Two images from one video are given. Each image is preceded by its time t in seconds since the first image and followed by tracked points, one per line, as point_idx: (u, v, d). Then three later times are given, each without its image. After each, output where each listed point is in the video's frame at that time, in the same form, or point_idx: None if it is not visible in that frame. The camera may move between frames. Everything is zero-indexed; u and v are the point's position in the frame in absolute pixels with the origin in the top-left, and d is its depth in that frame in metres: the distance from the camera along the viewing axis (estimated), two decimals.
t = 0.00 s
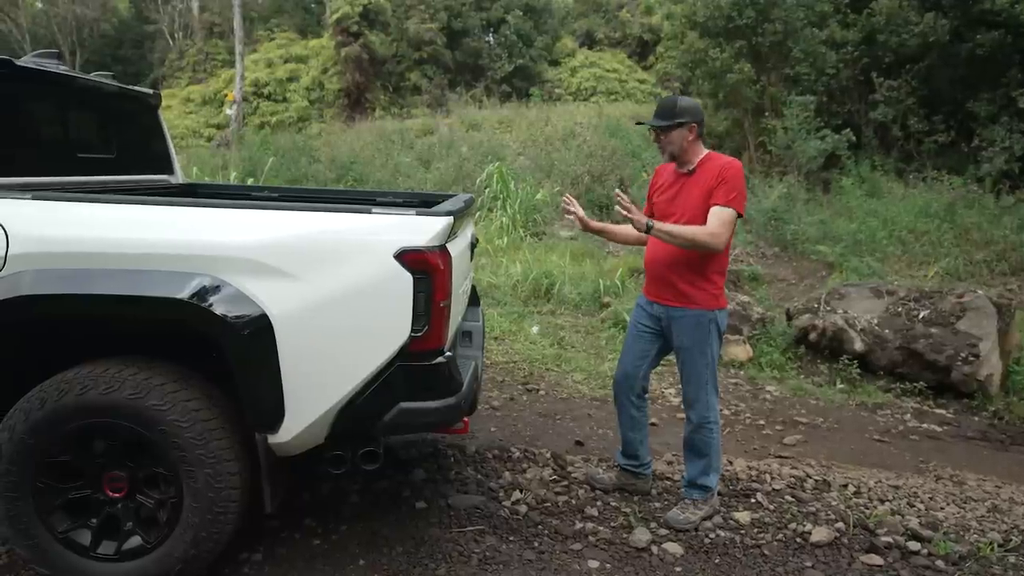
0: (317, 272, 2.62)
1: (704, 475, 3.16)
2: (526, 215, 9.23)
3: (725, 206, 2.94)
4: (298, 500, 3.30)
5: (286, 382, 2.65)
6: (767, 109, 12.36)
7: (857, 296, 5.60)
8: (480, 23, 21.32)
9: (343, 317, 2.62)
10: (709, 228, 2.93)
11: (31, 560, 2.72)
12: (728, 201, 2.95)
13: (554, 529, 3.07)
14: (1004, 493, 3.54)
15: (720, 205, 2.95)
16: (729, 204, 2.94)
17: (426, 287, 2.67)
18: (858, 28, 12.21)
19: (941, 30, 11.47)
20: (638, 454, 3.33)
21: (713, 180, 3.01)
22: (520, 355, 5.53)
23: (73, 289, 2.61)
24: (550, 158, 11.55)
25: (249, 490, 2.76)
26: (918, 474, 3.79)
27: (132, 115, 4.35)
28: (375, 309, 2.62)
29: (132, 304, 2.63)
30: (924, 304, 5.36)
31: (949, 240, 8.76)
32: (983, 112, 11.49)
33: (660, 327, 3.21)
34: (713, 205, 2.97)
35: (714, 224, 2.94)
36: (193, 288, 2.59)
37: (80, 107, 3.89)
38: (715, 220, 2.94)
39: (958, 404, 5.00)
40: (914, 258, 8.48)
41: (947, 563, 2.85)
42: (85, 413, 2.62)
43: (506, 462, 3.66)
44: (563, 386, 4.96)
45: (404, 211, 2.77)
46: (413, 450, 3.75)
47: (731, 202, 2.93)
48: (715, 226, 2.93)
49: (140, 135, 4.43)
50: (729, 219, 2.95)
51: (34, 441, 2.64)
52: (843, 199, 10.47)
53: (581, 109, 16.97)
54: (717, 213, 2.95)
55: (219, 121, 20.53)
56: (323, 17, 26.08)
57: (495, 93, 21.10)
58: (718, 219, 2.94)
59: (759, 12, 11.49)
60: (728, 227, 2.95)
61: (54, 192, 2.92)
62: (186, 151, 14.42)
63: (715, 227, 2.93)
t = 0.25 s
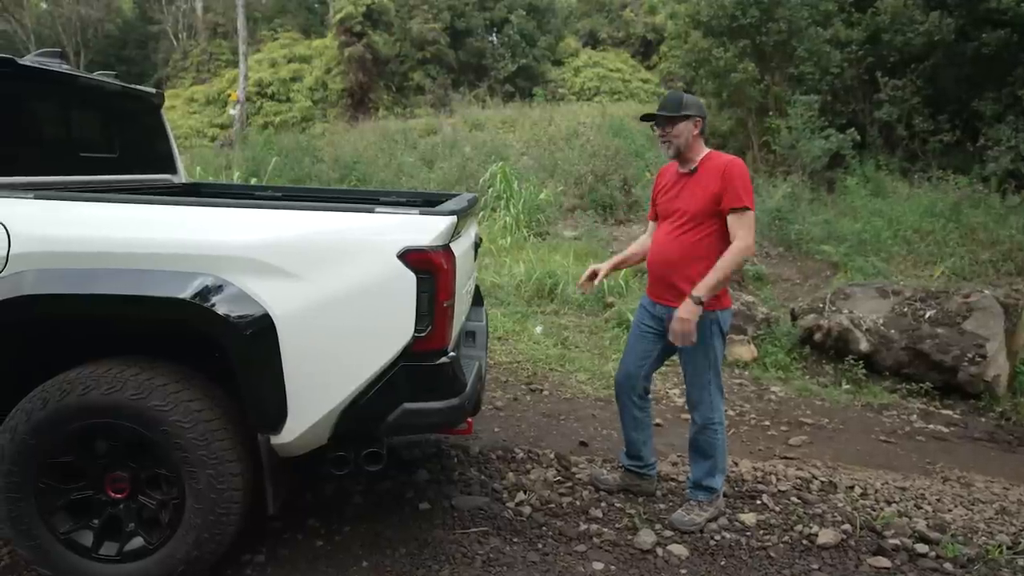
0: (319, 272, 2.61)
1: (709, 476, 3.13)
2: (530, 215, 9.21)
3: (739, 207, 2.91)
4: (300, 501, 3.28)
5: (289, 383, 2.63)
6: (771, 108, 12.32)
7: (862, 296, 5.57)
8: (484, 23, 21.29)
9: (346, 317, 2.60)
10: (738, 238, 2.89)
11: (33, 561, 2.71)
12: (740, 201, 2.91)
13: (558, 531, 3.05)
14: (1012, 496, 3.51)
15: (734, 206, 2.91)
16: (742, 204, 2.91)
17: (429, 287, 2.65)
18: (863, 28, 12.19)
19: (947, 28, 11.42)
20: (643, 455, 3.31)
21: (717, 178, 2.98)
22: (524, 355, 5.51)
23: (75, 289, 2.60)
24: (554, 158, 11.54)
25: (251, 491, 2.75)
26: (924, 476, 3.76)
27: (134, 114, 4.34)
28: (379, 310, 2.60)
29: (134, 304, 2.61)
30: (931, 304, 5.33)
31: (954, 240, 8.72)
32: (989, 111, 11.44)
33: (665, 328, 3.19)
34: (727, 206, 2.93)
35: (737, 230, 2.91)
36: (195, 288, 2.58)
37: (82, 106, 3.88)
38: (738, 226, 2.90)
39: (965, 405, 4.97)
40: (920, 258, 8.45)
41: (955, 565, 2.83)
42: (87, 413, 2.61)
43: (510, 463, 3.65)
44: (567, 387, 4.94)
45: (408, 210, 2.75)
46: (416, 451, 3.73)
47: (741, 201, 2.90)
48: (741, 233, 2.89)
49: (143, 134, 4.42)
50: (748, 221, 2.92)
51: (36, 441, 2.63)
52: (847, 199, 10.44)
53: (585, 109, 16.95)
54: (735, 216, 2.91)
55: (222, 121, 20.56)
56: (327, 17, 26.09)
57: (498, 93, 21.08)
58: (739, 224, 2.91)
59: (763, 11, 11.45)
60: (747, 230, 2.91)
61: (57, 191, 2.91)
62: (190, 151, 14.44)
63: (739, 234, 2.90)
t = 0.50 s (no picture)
0: (325, 272, 2.60)
1: (716, 477, 3.11)
2: (536, 214, 9.19)
3: (752, 206, 2.93)
4: (306, 501, 3.28)
5: (295, 383, 2.63)
6: (778, 108, 12.28)
7: (870, 296, 5.54)
8: (490, 22, 21.27)
9: (351, 317, 2.59)
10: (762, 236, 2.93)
11: (37, 562, 2.72)
12: (753, 200, 2.93)
13: (565, 532, 3.04)
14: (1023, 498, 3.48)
15: (747, 206, 2.93)
16: (755, 203, 2.93)
17: (435, 287, 2.63)
18: (870, 27, 12.13)
19: (955, 28, 11.39)
20: (654, 455, 3.28)
21: (724, 177, 2.97)
22: (530, 355, 5.50)
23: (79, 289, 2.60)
24: (559, 158, 11.52)
25: (255, 492, 2.74)
26: (934, 477, 3.73)
27: (139, 114, 4.35)
28: (385, 310, 2.59)
29: (139, 303, 2.61)
30: (940, 304, 5.30)
31: (963, 240, 8.68)
32: (997, 110, 11.37)
33: (671, 329, 3.17)
34: (739, 206, 2.94)
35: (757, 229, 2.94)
36: (200, 288, 2.58)
37: (87, 105, 3.88)
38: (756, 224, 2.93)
39: (974, 406, 4.93)
40: (928, 258, 8.41)
41: (966, 568, 2.80)
42: (92, 413, 2.61)
43: (516, 463, 3.63)
44: (574, 387, 4.92)
45: (413, 209, 2.74)
46: (422, 452, 3.72)
47: (753, 200, 2.91)
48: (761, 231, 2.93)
49: (148, 134, 4.43)
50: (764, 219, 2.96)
51: (40, 442, 2.64)
52: (854, 199, 10.40)
53: (590, 108, 16.93)
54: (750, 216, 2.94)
55: (229, 121, 20.61)
56: (333, 17, 26.11)
57: (504, 93, 21.06)
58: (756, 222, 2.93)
59: (770, 11, 11.41)
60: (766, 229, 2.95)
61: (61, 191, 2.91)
62: (197, 151, 14.47)
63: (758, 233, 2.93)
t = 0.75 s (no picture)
0: (327, 272, 2.59)
1: (722, 477, 3.09)
2: (539, 214, 9.18)
3: (750, 203, 2.99)
4: (308, 502, 3.27)
5: (297, 383, 2.62)
6: (782, 107, 12.25)
7: (875, 296, 5.52)
8: (493, 22, 21.23)
9: (354, 317, 2.58)
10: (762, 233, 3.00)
11: (40, 563, 2.72)
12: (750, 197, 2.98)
13: (569, 534, 3.02)
14: None
15: (745, 203, 2.98)
16: (752, 200, 2.99)
17: (439, 287, 2.62)
18: (874, 26, 12.08)
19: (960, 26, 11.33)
20: (659, 462, 3.25)
21: (720, 175, 3.00)
22: (534, 355, 5.48)
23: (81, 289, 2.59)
24: (563, 158, 11.51)
25: (257, 493, 2.73)
26: (940, 479, 3.70)
27: (143, 114, 4.35)
28: (388, 311, 2.58)
29: (141, 304, 2.60)
30: (945, 304, 5.27)
31: (968, 240, 8.64)
32: (1003, 110, 11.32)
33: (674, 331, 3.16)
34: (738, 203, 2.99)
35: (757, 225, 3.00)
36: (202, 288, 2.57)
37: (91, 105, 3.88)
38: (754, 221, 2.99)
39: (981, 407, 4.90)
40: (933, 259, 8.37)
41: (973, 571, 2.78)
42: (94, 414, 2.61)
43: (519, 464, 3.62)
44: (577, 387, 4.90)
45: (416, 208, 2.72)
46: (425, 452, 3.71)
47: (751, 197, 2.97)
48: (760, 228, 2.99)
49: (151, 133, 4.43)
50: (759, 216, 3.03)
51: (41, 443, 2.63)
52: (859, 199, 10.37)
53: (594, 108, 16.90)
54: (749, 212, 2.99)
55: (232, 121, 20.63)
56: (337, 17, 26.11)
57: (507, 93, 21.02)
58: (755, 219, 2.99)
59: (774, 10, 11.37)
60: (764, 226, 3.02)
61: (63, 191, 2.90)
62: (201, 151, 14.49)
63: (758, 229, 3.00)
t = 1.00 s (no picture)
0: (329, 273, 2.57)
1: (725, 478, 3.07)
2: (543, 214, 9.17)
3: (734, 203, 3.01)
4: (312, 504, 3.25)
5: (297, 385, 2.60)
6: (786, 107, 12.22)
7: (881, 296, 5.48)
8: (497, 22, 21.19)
9: (355, 318, 2.56)
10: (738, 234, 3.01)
11: (42, 565, 2.71)
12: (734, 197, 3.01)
13: (573, 536, 3.00)
14: None
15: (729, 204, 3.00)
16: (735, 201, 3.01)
17: (442, 288, 2.60)
18: (879, 26, 12.05)
19: (965, 25, 11.29)
20: (661, 464, 3.24)
21: (707, 176, 3.01)
22: (537, 356, 5.46)
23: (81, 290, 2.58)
24: (566, 158, 11.50)
25: (260, 495, 2.72)
26: (948, 481, 3.67)
27: (145, 114, 4.35)
28: (387, 314, 2.56)
29: (142, 305, 2.59)
30: (952, 305, 5.25)
31: (974, 240, 8.60)
32: (1009, 109, 11.27)
33: (670, 334, 3.15)
34: (725, 204, 3.00)
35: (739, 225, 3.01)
36: (204, 289, 2.55)
37: (94, 106, 3.88)
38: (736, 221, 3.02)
39: (988, 409, 4.85)
40: (940, 259, 8.34)
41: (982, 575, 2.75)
42: (96, 415, 2.60)
43: (523, 466, 3.60)
44: (581, 388, 4.87)
45: (418, 209, 2.70)
46: (428, 454, 3.69)
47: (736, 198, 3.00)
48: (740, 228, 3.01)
49: (153, 134, 4.42)
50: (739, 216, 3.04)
51: (43, 444, 2.63)
52: (864, 199, 10.34)
53: (597, 108, 16.86)
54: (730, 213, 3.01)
55: (236, 121, 20.66)
56: (341, 17, 26.10)
57: (511, 93, 20.97)
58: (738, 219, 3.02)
59: (778, 9, 11.35)
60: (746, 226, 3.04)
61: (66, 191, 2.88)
62: (205, 151, 14.51)
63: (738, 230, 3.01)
